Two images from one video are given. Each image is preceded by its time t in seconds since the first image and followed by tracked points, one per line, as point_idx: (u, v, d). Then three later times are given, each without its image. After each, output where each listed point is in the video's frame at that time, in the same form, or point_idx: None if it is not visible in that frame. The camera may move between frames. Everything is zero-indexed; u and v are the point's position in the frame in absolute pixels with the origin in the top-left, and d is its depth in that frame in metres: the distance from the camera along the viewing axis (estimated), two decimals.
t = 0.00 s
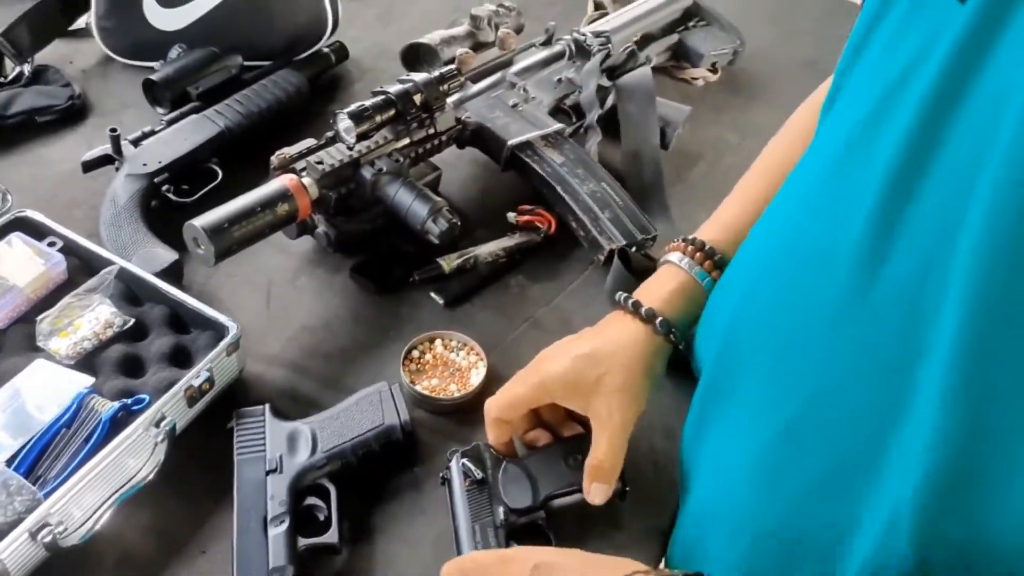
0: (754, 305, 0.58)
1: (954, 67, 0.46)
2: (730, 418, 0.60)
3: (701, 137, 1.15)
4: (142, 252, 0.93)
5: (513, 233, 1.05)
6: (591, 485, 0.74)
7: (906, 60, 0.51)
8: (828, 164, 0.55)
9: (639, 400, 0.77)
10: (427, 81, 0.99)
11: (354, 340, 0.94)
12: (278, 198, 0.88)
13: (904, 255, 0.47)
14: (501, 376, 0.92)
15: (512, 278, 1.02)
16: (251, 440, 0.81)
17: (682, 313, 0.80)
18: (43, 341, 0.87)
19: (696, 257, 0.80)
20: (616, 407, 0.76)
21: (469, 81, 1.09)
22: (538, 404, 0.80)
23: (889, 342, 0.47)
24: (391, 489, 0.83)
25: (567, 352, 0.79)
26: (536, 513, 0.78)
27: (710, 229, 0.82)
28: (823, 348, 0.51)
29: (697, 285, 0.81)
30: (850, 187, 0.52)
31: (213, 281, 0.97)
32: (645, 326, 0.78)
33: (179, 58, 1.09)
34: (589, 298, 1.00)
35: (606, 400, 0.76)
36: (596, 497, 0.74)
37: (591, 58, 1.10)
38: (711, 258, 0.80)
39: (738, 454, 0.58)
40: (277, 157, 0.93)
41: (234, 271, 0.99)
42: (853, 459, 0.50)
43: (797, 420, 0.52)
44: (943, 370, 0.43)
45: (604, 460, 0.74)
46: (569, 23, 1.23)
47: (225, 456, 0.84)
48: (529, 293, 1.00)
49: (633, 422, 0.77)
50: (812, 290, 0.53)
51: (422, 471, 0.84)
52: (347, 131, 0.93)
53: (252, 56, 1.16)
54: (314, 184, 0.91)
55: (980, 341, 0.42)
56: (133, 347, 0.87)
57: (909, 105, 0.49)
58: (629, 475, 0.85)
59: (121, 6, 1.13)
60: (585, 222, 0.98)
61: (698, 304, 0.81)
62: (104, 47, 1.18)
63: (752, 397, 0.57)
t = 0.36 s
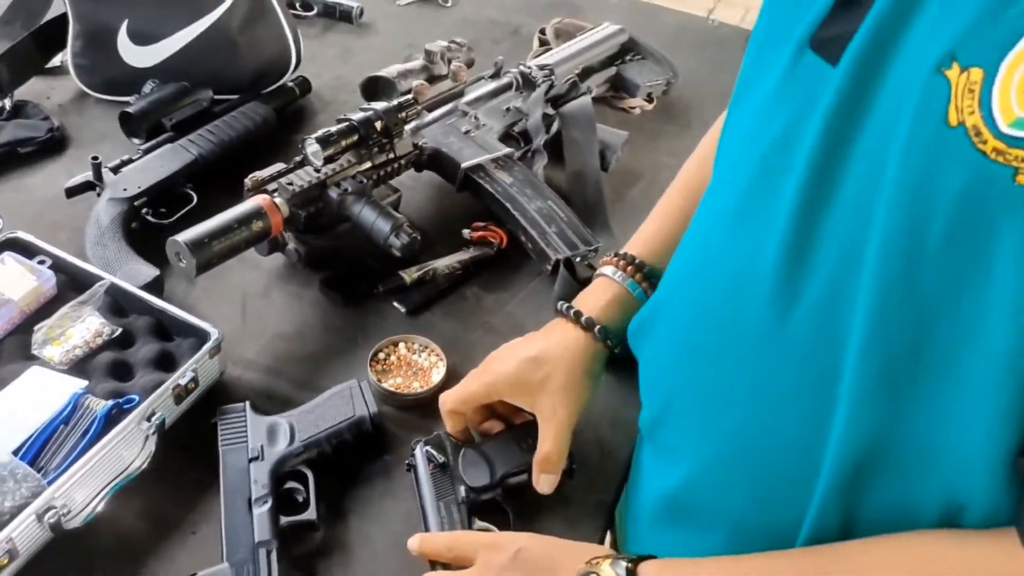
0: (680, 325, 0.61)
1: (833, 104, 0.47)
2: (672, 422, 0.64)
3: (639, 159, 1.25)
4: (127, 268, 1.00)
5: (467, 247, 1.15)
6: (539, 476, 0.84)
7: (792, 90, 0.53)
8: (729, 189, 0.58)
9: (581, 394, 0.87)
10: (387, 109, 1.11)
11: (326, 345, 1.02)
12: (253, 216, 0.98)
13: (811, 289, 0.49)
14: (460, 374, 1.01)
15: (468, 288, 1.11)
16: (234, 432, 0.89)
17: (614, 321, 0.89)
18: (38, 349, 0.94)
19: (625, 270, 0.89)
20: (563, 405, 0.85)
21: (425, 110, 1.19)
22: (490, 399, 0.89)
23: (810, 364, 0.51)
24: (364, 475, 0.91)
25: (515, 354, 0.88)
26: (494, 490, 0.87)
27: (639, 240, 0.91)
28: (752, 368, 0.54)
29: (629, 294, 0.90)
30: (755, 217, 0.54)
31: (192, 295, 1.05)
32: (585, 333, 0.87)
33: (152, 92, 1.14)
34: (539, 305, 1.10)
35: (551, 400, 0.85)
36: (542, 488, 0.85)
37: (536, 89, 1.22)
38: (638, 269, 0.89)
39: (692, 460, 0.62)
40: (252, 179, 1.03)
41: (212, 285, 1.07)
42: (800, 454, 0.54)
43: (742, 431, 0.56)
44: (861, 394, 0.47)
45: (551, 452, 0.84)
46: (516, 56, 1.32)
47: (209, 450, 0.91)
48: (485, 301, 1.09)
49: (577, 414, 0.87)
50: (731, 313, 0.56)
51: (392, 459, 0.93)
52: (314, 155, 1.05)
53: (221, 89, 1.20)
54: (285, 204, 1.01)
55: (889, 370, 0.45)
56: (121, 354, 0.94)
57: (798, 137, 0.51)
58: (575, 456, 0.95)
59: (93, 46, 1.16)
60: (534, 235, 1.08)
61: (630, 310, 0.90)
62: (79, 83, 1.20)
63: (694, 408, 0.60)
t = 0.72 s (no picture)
0: (631, 342, 0.71)
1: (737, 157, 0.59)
2: (630, 424, 0.74)
3: (575, 199, 1.39)
4: (115, 298, 1.12)
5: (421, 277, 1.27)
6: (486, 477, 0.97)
7: (699, 144, 0.64)
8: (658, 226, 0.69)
9: (519, 403, 1.00)
10: (347, 155, 1.24)
11: (293, 366, 1.14)
12: (228, 250, 1.10)
13: (737, 308, 0.61)
14: (414, 388, 1.13)
15: (422, 313, 1.23)
16: (211, 443, 1.01)
17: (545, 337, 1.02)
18: (34, 371, 1.05)
19: (551, 292, 1.03)
20: (502, 412, 0.98)
21: (382, 155, 1.32)
22: (439, 410, 1.01)
23: (746, 367, 0.62)
24: (328, 479, 1.03)
25: (459, 370, 1.01)
26: (446, 489, 0.99)
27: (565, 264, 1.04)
28: (693, 376, 0.66)
29: (557, 313, 1.03)
30: (682, 250, 0.65)
31: (172, 323, 1.17)
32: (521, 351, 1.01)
33: (135, 141, 1.27)
34: (485, 328, 1.22)
35: (493, 409, 0.98)
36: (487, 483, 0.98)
37: (482, 135, 1.37)
38: (564, 290, 1.02)
39: (647, 455, 0.73)
40: (226, 217, 1.16)
41: (190, 314, 1.18)
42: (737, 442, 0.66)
43: (689, 426, 0.68)
44: (786, 392, 0.58)
45: (493, 455, 0.97)
46: (464, 107, 1.46)
47: (188, 459, 1.03)
48: (436, 325, 1.22)
49: (517, 420, 0.99)
50: (675, 329, 0.66)
51: (353, 465, 1.05)
52: (283, 195, 1.18)
53: (198, 137, 1.31)
54: (256, 239, 1.14)
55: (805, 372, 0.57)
56: (108, 375, 1.06)
57: (711, 183, 0.62)
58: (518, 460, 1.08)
59: (82, 100, 1.28)
60: (478, 263, 1.21)
61: (559, 326, 1.03)
62: (68, 133, 1.31)
63: (648, 410, 0.71)
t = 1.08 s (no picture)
0: (583, 443, 0.86)
1: (661, 286, 0.75)
2: (580, 521, 0.88)
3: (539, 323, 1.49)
4: (102, 427, 1.20)
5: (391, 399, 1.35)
6: None
7: (632, 275, 0.81)
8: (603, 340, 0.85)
9: (477, 524, 1.05)
10: (321, 287, 1.34)
11: (267, 489, 1.21)
12: (209, 378, 1.18)
13: (668, 409, 0.77)
14: (379, 508, 1.20)
15: (391, 435, 1.30)
16: (185, 567, 1.07)
17: (504, 456, 1.10)
18: (23, 499, 1.12)
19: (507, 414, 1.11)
20: (460, 534, 1.03)
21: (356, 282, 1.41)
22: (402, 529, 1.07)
23: (676, 459, 0.77)
24: None
25: (422, 491, 1.07)
26: None
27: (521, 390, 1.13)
28: (638, 465, 0.80)
29: (513, 433, 1.11)
30: (625, 359, 0.81)
31: (156, 449, 1.25)
32: (476, 469, 1.08)
33: (129, 275, 1.37)
34: (451, 448, 1.29)
35: (453, 530, 1.04)
36: None
37: (450, 263, 1.46)
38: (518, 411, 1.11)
39: (599, 548, 0.86)
40: (208, 347, 1.25)
41: (172, 440, 1.26)
42: (673, 534, 0.80)
43: (634, 520, 0.82)
44: (709, 479, 0.73)
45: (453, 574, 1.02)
46: (438, 234, 1.56)
47: None
48: (405, 446, 1.29)
49: (474, 541, 1.04)
50: (620, 427, 0.82)
51: None
52: (261, 325, 1.27)
53: (187, 267, 1.41)
54: (235, 367, 1.22)
55: (724, 452, 0.72)
56: (92, 501, 1.13)
57: (640, 306, 0.79)
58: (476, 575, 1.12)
59: (81, 238, 1.37)
60: (443, 385, 1.28)
61: (517, 446, 1.11)
62: (68, 269, 1.41)
63: (597, 504, 0.85)
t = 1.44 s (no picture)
0: (549, 556, 1.09)
1: (596, 444, 0.99)
2: None
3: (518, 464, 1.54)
4: None
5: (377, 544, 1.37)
6: None
7: (577, 432, 1.05)
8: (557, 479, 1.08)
9: None
10: (301, 440, 1.40)
11: None
12: (190, 532, 1.22)
13: (608, 536, 0.99)
14: None
15: None
16: None
17: None
18: None
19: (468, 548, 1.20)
20: None
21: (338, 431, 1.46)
22: None
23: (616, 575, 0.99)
24: None
25: None
26: None
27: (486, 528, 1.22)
28: None
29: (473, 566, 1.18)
30: (572, 498, 1.05)
31: None
32: None
33: (112, 429, 1.41)
34: None
35: None
36: None
37: (429, 410, 1.52)
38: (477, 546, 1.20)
39: None
40: (190, 503, 1.28)
41: None
42: None
43: None
44: None
45: None
46: (419, 379, 1.62)
47: None
48: None
49: None
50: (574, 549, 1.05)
51: None
52: (241, 477, 1.32)
53: (172, 418, 1.45)
54: (217, 520, 1.25)
55: None
56: None
57: (581, 459, 1.02)
58: None
59: (65, 395, 1.43)
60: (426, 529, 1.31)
61: None
62: (53, 422, 1.45)
63: None
